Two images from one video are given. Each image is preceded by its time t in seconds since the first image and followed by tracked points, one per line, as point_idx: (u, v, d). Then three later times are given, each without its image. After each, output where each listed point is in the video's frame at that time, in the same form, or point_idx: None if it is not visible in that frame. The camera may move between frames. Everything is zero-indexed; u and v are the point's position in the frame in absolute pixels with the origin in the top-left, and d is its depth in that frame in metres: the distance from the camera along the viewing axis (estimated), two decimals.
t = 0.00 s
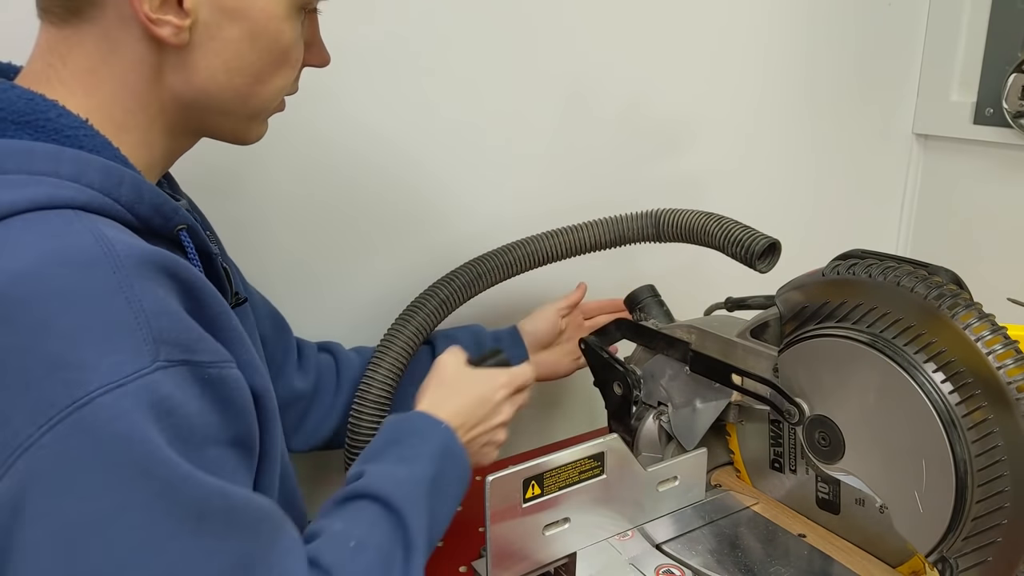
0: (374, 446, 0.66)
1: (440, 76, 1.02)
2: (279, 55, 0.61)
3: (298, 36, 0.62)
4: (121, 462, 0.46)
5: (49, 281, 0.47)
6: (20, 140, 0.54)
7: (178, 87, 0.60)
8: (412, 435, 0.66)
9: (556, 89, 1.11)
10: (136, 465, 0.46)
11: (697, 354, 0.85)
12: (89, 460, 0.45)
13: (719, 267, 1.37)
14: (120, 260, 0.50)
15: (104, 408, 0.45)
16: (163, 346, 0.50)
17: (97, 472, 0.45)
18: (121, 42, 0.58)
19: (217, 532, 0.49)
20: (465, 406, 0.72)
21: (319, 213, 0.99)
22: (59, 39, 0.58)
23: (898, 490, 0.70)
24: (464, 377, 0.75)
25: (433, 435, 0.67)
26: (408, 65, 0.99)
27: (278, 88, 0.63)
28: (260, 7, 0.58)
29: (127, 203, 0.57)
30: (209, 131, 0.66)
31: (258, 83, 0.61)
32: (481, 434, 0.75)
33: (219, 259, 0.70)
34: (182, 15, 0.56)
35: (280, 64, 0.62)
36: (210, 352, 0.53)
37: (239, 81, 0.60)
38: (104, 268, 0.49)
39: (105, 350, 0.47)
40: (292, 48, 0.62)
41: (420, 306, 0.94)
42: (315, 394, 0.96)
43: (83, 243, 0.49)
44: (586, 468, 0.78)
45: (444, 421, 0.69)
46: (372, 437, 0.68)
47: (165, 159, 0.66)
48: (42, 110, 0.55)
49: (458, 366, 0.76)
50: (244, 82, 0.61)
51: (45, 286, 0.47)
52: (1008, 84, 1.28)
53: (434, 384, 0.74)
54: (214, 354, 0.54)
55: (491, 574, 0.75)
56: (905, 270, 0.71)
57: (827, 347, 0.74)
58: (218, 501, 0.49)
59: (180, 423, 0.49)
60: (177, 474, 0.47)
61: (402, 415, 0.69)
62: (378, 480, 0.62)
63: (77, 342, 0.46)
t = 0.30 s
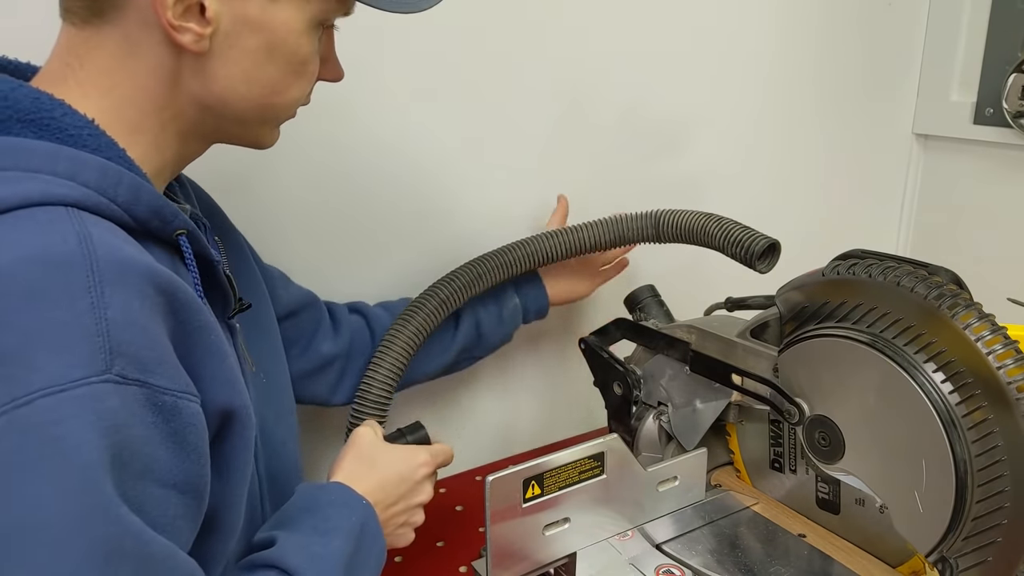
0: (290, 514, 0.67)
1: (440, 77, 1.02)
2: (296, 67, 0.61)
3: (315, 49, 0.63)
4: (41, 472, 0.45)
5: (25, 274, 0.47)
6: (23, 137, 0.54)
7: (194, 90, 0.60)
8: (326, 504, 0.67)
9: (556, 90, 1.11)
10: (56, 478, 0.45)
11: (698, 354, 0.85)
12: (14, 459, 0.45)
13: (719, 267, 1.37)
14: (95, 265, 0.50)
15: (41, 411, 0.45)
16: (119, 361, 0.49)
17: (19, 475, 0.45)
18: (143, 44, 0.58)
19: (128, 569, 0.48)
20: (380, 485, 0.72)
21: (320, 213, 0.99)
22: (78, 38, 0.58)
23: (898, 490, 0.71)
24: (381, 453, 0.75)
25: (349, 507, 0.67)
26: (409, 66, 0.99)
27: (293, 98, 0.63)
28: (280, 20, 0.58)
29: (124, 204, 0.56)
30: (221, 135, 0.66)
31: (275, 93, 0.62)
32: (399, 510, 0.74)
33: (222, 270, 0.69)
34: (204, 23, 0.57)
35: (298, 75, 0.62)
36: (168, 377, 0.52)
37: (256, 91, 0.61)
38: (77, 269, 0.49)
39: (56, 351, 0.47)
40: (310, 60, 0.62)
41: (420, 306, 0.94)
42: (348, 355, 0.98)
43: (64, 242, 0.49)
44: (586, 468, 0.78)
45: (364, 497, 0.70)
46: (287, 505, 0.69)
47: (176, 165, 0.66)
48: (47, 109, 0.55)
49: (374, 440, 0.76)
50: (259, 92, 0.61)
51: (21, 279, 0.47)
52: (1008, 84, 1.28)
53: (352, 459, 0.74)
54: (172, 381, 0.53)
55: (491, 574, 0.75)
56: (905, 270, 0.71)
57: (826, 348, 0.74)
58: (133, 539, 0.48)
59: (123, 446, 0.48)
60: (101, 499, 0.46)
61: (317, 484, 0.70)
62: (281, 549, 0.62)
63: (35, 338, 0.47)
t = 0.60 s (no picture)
0: (291, 516, 0.67)
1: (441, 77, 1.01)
2: (294, 67, 0.61)
3: (313, 48, 0.63)
4: (21, 482, 0.45)
5: (6, 282, 0.48)
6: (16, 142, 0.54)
7: (190, 92, 0.60)
8: (326, 505, 0.67)
9: (556, 90, 1.11)
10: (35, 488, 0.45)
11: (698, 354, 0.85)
12: None
13: (719, 267, 1.37)
14: (77, 273, 0.50)
15: (20, 420, 0.45)
16: (101, 369, 0.49)
17: None
18: (138, 46, 0.58)
19: None
20: (382, 484, 0.72)
21: (320, 214, 0.99)
22: (77, 41, 0.58)
23: (898, 490, 0.71)
24: (387, 449, 0.75)
25: (352, 507, 0.67)
26: (409, 66, 0.99)
27: (290, 99, 0.63)
28: (277, 20, 0.58)
29: (114, 209, 0.56)
30: (217, 138, 0.66)
31: (272, 92, 0.62)
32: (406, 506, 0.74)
33: (217, 274, 0.69)
34: (200, 23, 0.57)
35: (295, 75, 0.62)
36: (154, 384, 0.52)
37: (255, 92, 0.61)
38: (59, 277, 0.49)
39: (36, 360, 0.47)
40: (307, 60, 0.62)
41: (420, 306, 0.94)
42: (331, 399, 0.97)
43: (47, 249, 0.49)
44: (586, 468, 0.78)
45: (367, 495, 0.70)
46: (289, 505, 0.69)
47: (172, 168, 0.66)
48: (38, 113, 0.55)
49: (378, 436, 0.76)
50: (258, 93, 0.61)
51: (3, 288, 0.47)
52: (1008, 84, 1.28)
53: (356, 456, 0.74)
54: (158, 388, 0.52)
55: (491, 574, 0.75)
56: (905, 270, 0.71)
57: (826, 348, 0.74)
58: (115, 548, 0.48)
59: (105, 454, 0.48)
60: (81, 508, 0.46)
61: (320, 484, 0.70)
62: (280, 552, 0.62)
63: (15, 347, 0.47)
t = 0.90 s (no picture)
0: (290, 509, 0.67)
1: (441, 77, 1.01)
2: (298, 66, 0.62)
3: (317, 49, 0.63)
4: (33, 479, 0.45)
5: (15, 280, 0.48)
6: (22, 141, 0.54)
7: (195, 90, 0.60)
8: (325, 499, 0.67)
9: (555, 90, 1.11)
10: (46, 485, 0.45)
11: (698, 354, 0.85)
12: (4, 466, 0.45)
13: (719, 267, 1.37)
14: (87, 270, 0.50)
15: (31, 417, 0.45)
16: (112, 366, 0.49)
17: (10, 482, 0.45)
18: (144, 44, 0.58)
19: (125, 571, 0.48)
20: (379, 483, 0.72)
21: (320, 213, 0.99)
22: (81, 40, 0.58)
23: (898, 490, 0.71)
24: (383, 443, 0.75)
25: (352, 503, 0.67)
26: (409, 66, 0.99)
27: (291, 99, 0.64)
28: (282, 19, 0.58)
29: (119, 207, 0.56)
30: (221, 135, 0.66)
31: (275, 92, 0.62)
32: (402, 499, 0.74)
33: (221, 271, 0.69)
34: (205, 22, 0.57)
35: (298, 75, 0.62)
36: (163, 380, 0.52)
37: (258, 91, 0.61)
38: (69, 275, 0.49)
39: (47, 357, 0.47)
40: (311, 60, 0.63)
41: (420, 307, 0.94)
42: (353, 351, 0.98)
43: (55, 247, 0.49)
44: (586, 468, 0.78)
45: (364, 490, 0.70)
46: (289, 499, 0.69)
47: (178, 166, 0.66)
48: (44, 112, 0.55)
49: (374, 429, 0.75)
50: (263, 92, 0.61)
51: (12, 285, 0.47)
52: (1008, 84, 1.28)
53: (352, 450, 0.73)
54: (167, 384, 0.52)
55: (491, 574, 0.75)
56: (905, 271, 0.71)
57: (827, 348, 0.74)
58: (128, 541, 0.48)
59: (117, 451, 0.48)
60: (94, 504, 0.46)
61: (319, 477, 0.70)
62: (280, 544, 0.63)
63: (25, 345, 0.47)
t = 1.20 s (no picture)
0: (294, 508, 0.67)
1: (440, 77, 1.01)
2: (299, 66, 0.62)
3: (317, 48, 0.63)
4: (35, 485, 0.45)
5: (15, 287, 0.48)
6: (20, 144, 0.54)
7: (194, 92, 0.60)
8: (329, 498, 0.67)
9: (555, 90, 1.11)
10: (48, 492, 0.45)
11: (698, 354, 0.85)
12: (6, 473, 0.45)
13: (719, 267, 1.37)
14: (86, 276, 0.50)
15: (32, 423, 0.45)
16: (112, 372, 0.49)
17: (12, 488, 0.45)
18: (144, 46, 0.58)
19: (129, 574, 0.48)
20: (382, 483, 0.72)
21: (320, 213, 0.99)
22: (80, 42, 0.58)
23: (898, 490, 0.71)
24: (386, 442, 0.75)
25: (356, 502, 0.67)
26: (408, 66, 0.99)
27: (292, 100, 0.64)
28: (284, 19, 0.59)
29: (119, 211, 0.56)
30: (222, 137, 0.66)
31: (276, 93, 0.62)
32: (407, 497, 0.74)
33: (222, 272, 0.69)
34: (207, 24, 0.57)
35: (300, 75, 0.62)
36: (164, 384, 0.52)
37: (258, 92, 0.61)
38: (68, 281, 0.49)
39: (47, 364, 0.47)
40: (311, 59, 0.63)
41: (420, 305, 0.94)
42: (350, 353, 0.97)
43: (54, 254, 0.49)
44: (586, 468, 0.78)
45: (369, 487, 0.70)
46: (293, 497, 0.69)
47: (178, 166, 0.66)
48: (42, 115, 0.55)
49: (378, 427, 0.76)
50: (262, 93, 0.61)
51: (12, 292, 0.47)
52: (1008, 84, 1.28)
53: (356, 448, 0.74)
54: (168, 388, 0.52)
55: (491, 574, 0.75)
56: (905, 270, 0.71)
57: (826, 348, 0.74)
58: (131, 546, 0.48)
59: (118, 456, 0.48)
60: (96, 509, 0.46)
61: (323, 477, 0.70)
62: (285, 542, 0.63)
63: (26, 352, 0.47)
